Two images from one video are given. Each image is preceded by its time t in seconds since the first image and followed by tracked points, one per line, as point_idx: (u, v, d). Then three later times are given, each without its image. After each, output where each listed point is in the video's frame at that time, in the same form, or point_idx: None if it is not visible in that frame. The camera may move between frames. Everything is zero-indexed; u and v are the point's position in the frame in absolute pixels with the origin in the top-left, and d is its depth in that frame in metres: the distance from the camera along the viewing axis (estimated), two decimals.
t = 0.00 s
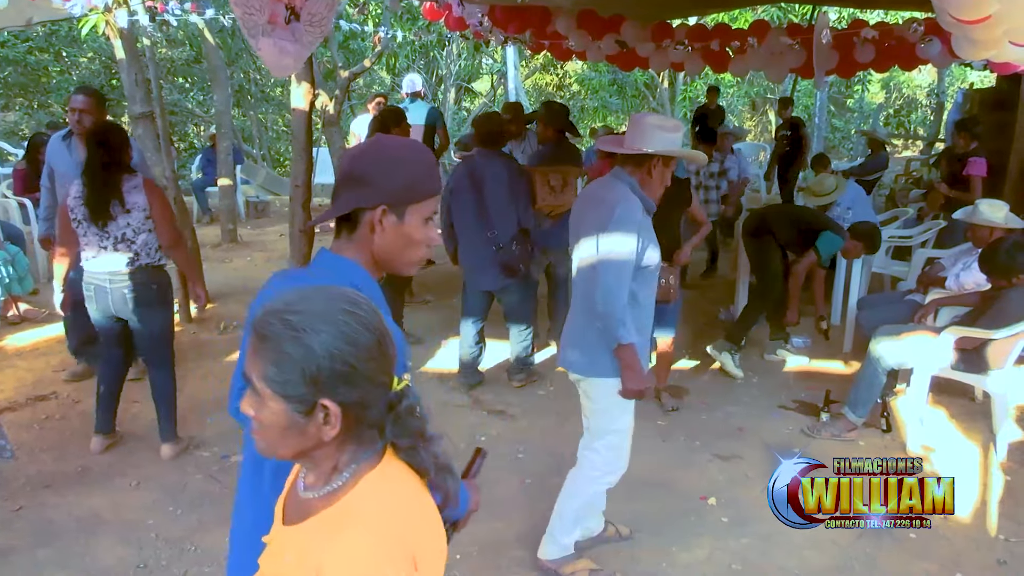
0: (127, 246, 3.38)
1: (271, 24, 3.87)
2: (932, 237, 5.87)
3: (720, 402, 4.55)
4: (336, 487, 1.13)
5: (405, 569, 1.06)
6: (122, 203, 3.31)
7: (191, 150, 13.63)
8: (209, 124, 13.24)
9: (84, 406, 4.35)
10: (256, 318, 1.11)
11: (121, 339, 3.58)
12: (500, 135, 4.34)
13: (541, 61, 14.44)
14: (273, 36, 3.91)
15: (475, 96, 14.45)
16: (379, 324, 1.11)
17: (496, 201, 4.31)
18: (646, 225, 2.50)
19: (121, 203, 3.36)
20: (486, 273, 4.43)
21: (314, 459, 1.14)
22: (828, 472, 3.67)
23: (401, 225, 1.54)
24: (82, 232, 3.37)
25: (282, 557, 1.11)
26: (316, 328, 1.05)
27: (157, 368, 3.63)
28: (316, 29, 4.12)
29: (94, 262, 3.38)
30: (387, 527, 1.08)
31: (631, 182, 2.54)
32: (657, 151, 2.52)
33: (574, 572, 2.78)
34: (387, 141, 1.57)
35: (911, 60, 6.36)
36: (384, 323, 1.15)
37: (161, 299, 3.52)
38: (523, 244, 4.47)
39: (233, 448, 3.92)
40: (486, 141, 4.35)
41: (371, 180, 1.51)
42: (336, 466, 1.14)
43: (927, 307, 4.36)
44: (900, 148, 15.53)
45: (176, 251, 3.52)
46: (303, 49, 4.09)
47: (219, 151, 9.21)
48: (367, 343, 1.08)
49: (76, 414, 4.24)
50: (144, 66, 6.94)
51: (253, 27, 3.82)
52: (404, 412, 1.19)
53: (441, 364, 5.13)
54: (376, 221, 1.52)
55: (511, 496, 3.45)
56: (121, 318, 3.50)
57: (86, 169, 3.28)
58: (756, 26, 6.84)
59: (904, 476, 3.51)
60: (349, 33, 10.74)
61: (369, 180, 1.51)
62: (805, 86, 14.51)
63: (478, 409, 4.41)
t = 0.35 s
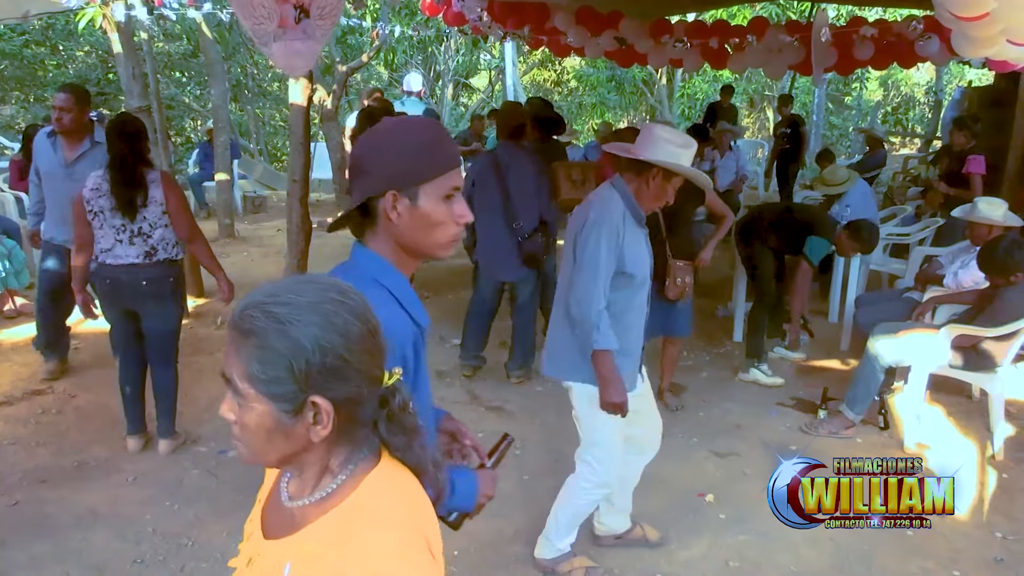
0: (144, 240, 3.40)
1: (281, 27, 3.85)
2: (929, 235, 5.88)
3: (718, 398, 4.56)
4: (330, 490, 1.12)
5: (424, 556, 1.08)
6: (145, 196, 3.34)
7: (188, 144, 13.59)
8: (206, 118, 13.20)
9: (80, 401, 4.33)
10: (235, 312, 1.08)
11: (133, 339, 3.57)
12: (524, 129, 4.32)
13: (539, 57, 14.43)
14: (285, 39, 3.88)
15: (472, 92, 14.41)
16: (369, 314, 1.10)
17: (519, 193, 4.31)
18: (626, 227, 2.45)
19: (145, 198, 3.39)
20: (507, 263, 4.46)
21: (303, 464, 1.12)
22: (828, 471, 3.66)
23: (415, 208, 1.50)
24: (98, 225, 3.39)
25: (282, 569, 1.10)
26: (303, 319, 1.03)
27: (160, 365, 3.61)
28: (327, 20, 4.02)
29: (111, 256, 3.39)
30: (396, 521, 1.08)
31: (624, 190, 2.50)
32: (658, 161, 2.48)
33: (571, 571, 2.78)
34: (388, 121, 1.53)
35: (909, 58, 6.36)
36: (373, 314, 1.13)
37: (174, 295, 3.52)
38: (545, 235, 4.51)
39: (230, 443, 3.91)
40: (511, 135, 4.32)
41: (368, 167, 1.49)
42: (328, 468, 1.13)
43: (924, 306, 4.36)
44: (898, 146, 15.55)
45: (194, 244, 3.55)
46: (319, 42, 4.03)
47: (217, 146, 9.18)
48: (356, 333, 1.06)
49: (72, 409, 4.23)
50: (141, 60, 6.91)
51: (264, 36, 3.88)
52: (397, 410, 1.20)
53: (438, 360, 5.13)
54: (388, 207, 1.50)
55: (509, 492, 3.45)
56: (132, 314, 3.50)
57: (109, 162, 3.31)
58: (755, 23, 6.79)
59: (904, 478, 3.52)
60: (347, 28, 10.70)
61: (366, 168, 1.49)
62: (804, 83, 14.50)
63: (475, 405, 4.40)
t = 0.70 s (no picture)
0: (156, 238, 3.42)
1: (288, 26, 3.85)
2: (930, 233, 5.88)
3: (718, 396, 4.56)
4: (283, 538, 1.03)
5: None
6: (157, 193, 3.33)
7: (188, 139, 13.60)
8: (206, 113, 13.16)
9: (80, 396, 4.33)
10: (191, 345, 0.99)
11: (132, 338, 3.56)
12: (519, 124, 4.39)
13: (539, 54, 14.45)
14: (291, 38, 3.88)
15: (473, 88, 14.42)
16: (336, 352, 1.02)
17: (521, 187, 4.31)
18: (648, 233, 2.42)
19: (157, 195, 3.41)
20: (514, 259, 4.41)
21: (258, 508, 1.02)
22: (828, 471, 3.65)
23: (456, 212, 1.41)
24: (109, 221, 3.37)
25: None
26: (261, 357, 0.95)
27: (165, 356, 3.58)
28: (334, 17, 4.02)
29: (122, 253, 3.38)
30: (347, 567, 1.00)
31: (653, 191, 2.53)
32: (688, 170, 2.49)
33: (580, 559, 2.84)
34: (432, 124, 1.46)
35: (911, 56, 6.36)
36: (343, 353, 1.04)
37: (185, 290, 3.58)
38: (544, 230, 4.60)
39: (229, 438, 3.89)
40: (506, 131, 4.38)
41: (410, 177, 1.44)
42: (281, 516, 1.03)
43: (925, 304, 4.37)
44: (899, 144, 15.56)
45: (198, 245, 3.62)
46: (327, 39, 4.02)
47: (217, 141, 9.18)
48: (320, 374, 0.97)
49: (72, 404, 4.23)
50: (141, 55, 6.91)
51: (269, 37, 3.86)
52: (363, 455, 1.09)
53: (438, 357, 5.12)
54: (432, 214, 1.43)
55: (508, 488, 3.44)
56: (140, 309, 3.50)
57: (121, 159, 3.29)
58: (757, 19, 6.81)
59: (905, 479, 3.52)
60: (348, 23, 10.72)
61: (411, 177, 1.44)
62: (805, 81, 14.50)
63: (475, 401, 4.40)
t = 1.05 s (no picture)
0: (148, 235, 3.46)
1: (273, 24, 3.83)
2: (932, 231, 5.87)
3: (719, 394, 4.55)
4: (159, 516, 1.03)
5: None
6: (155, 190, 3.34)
7: (189, 136, 13.56)
8: (207, 110, 13.14)
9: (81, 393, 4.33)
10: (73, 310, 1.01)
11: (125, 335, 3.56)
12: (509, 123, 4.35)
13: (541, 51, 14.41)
14: (276, 36, 3.87)
15: (474, 85, 14.39)
16: (227, 326, 1.02)
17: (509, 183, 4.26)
18: (654, 226, 2.41)
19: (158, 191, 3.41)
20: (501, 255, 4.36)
21: (138, 482, 1.02)
22: (828, 471, 3.64)
23: (526, 197, 1.41)
24: (105, 217, 3.38)
25: None
26: (142, 325, 0.95)
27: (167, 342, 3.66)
28: (326, 24, 3.99)
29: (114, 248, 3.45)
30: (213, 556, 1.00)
31: (661, 181, 2.54)
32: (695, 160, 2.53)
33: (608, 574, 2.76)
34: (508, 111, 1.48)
35: (912, 53, 6.35)
36: (236, 327, 1.05)
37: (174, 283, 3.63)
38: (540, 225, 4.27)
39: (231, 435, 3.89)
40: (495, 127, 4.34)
41: (483, 161, 1.45)
42: (163, 490, 1.03)
43: (927, 302, 4.36)
44: (901, 142, 15.56)
45: (196, 242, 3.63)
46: (314, 44, 4.01)
47: (218, 138, 9.15)
48: (204, 346, 0.98)
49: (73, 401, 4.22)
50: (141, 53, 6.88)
51: (253, 31, 3.82)
52: (252, 431, 1.09)
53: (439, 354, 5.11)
54: (503, 197, 1.43)
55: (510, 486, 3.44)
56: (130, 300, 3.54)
57: (122, 156, 3.27)
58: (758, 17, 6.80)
59: (905, 480, 3.51)
60: (349, 20, 10.70)
61: (484, 161, 1.45)
62: (807, 78, 14.48)
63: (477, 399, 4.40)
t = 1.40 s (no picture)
0: (149, 225, 3.44)
1: (266, 20, 3.85)
2: (934, 232, 5.86)
3: (720, 394, 4.55)
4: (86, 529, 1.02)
5: None
6: (155, 181, 3.35)
7: (190, 133, 13.56)
8: (209, 107, 13.15)
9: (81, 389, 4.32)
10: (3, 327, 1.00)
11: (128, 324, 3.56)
12: (501, 118, 4.31)
13: (543, 50, 14.42)
14: (268, 33, 3.88)
15: (476, 84, 14.39)
16: (156, 337, 1.01)
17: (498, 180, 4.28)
18: (683, 232, 2.42)
19: (156, 180, 3.41)
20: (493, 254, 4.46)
21: (76, 497, 1.02)
22: (827, 471, 3.64)
23: (589, 199, 1.40)
24: (105, 206, 3.40)
25: None
26: (65, 338, 0.95)
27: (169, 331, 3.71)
28: (324, 26, 3.97)
29: (116, 237, 3.44)
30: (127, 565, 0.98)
31: (683, 187, 2.54)
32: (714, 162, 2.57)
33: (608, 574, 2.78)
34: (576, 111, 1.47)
35: (914, 53, 6.36)
36: (166, 340, 1.04)
37: (177, 274, 3.60)
38: (525, 224, 4.41)
39: (233, 432, 3.88)
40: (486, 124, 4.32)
41: (553, 161, 1.46)
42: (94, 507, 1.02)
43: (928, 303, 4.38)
44: (903, 143, 15.54)
45: (191, 234, 3.56)
46: (310, 45, 3.98)
47: (220, 136, 9.15)
48: (132, 357, 0.97)
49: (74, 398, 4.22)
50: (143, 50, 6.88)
51: (244, 26, 3.84)
52: (188, 440, 1.07)
53: (439, 352, 5.11)
54: (569, 197, 1.44)
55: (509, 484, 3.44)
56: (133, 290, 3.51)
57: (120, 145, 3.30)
58: (760, 17, 6.82)
59: (904, 480, 3.51)
60: (351, 19, 10.71)
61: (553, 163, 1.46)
62: (808, 79, 14.48)
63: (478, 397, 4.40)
